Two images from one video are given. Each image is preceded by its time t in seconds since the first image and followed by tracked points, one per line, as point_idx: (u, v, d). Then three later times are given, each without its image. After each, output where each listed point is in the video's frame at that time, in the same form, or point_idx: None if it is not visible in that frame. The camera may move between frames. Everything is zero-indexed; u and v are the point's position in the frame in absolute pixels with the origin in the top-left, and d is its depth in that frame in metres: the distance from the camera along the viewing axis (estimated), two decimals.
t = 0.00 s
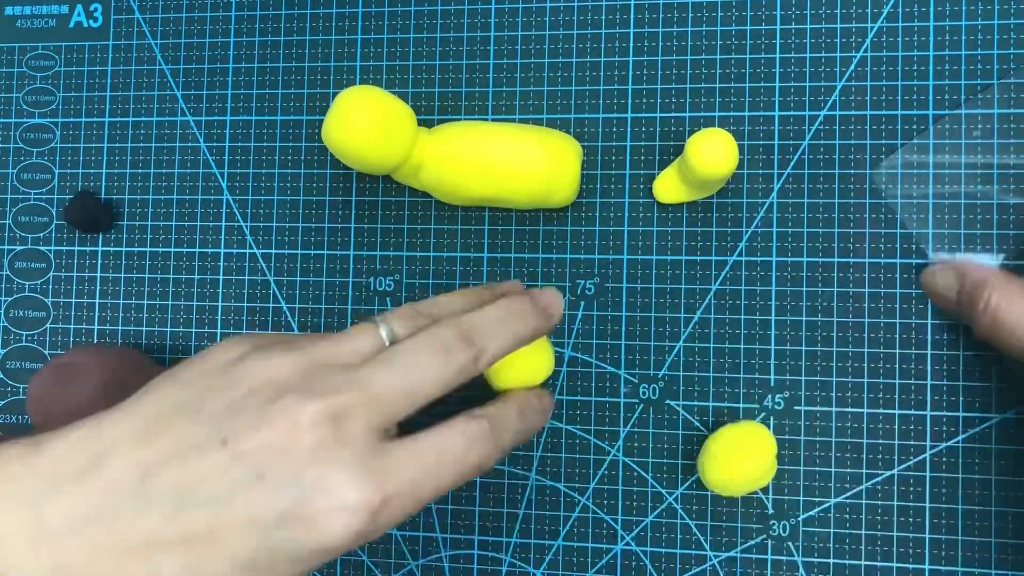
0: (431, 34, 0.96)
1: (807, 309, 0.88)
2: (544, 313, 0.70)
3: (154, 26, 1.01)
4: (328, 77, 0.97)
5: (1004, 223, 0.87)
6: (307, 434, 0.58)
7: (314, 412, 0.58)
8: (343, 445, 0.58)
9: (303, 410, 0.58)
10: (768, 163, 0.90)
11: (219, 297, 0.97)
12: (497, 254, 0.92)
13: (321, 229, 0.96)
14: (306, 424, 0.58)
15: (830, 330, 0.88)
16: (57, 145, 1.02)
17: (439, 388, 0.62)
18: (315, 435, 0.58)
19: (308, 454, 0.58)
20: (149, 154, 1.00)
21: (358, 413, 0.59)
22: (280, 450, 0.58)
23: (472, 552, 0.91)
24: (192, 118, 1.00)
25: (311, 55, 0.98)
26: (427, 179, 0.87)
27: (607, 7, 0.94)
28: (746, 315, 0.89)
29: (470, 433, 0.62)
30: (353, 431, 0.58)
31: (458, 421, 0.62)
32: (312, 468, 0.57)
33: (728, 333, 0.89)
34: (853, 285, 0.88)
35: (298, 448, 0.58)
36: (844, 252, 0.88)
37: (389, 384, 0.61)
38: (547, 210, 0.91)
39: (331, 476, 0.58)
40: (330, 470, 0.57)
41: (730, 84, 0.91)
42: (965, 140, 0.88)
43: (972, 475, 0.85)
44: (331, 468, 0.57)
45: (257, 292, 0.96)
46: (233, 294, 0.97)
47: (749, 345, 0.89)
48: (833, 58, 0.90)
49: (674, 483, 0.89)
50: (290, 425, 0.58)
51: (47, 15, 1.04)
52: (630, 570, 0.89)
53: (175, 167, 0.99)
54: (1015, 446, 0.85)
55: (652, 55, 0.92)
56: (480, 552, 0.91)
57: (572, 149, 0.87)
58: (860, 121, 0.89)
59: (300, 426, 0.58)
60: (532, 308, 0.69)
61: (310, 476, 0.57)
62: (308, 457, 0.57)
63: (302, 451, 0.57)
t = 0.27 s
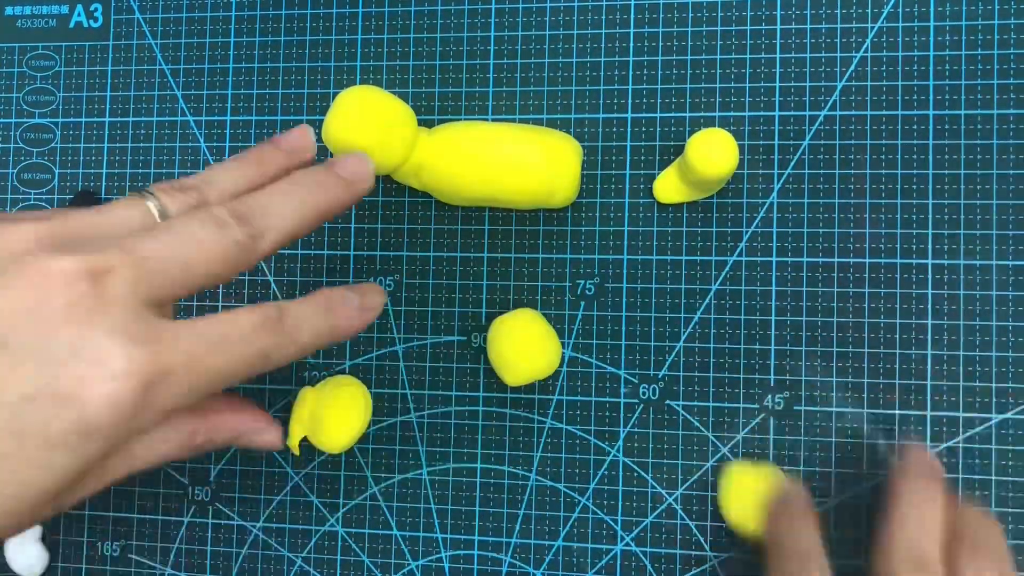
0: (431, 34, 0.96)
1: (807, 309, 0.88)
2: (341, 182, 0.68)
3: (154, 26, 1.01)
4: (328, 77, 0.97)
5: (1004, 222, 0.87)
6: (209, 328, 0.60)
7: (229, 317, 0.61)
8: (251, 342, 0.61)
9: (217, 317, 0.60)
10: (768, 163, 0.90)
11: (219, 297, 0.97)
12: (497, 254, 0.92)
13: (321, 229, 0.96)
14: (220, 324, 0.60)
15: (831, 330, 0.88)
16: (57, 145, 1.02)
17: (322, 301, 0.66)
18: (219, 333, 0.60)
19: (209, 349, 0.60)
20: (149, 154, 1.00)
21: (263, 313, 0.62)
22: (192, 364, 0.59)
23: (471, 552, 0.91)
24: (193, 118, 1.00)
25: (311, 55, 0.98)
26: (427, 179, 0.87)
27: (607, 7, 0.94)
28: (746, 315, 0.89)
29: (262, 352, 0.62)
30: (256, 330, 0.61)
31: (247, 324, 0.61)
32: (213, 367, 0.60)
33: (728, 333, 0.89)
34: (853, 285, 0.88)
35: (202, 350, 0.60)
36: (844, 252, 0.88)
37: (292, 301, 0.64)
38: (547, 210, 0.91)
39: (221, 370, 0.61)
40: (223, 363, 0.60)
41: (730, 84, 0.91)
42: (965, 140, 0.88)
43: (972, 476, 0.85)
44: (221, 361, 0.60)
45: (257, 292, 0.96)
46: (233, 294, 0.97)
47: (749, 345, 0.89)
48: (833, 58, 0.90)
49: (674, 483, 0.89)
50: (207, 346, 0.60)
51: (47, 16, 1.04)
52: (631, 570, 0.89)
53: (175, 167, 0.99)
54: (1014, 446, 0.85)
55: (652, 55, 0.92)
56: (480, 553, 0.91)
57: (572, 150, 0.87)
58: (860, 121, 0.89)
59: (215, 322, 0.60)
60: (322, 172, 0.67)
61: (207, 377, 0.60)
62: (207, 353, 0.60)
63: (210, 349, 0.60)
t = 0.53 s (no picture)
0: (431, 34, 0.96)
1: (807, 309, 0.88)
2: (151, 143, 0.68)
3: (154, 26, 1.01)
4: (328, 77, 0.97)
5: (1003, 223, 0.87)
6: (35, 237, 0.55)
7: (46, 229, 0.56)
8: (47, 250, 0.56)
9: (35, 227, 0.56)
10: (768, 163, 0.90)
11: (220, 296, 0.97)
12: (497, 254, 0.92)
13: (321, 229, 0.96)
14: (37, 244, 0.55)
15: (830, 330, 0.88)
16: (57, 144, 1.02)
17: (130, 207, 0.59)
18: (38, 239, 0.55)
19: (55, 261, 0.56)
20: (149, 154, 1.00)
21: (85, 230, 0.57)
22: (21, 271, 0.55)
23: (472, 552, 0.91)
24: (192, 118, 1.00)
25: (311, 55, 0.98)
26: (427, 178, 0.87)
27: (607, 7, 0.94)
28: (746, 315, 0.89)
29: (51, 261, 0.56)
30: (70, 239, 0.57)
31: (42, 251, 0.56)
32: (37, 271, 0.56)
33: (728, 332, 0.89)
34: (853, 285, 0.88)
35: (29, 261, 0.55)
36: (844, 252, 0.88)
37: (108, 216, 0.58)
38: (547, 210, 0.91)
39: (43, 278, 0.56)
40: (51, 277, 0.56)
41: (730, 84, 0.91)
42: (965, 140, 0.88)
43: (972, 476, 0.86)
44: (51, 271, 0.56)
45: (257, 292, 0.96)
46: (233, 294, 0.97)
47: (749, 345, 0.89)
48: (833, 58, 0.90)
49: (674, 484, 0.89)
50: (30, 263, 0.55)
51: (47, 16, 1.04)
52: (630, 570, 0.89)
53: (175, 167, 0.99)
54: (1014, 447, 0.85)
55: (652, 55, 0.92)
56: (480, 552, 0.91)
57: (572, 149, 0.87)
58: (860, 121, 0.89)
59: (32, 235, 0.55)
60: (131, 133, 0.67)
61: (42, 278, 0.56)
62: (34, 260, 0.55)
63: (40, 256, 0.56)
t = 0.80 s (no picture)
0: (431, 34, 0.96)
1: (807, 309, 0.88)
2: (124, 162, 0.70)
3: (154, 26, 1.01)
4: (328, 77, 0.97)
5: (1003, 223, 0.87)
6: None
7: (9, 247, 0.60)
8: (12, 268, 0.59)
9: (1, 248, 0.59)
10: (768, 163, 0.90)
11: (220, 296, 0.97)
12: (497, 254, 0.92)
13: (321, 229, 0.96)
14: None
15: (830, 330, 0.88)
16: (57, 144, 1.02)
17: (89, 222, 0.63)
18: None
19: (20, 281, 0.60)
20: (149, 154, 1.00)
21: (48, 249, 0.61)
22: None
23: (472, 552, 0.91)
24: (192, 118, 1.00)
25: (311, 55, 0.98)
26: (427, 179, 0.87)
27: (607, 7, 0.94)
28: (746, 315, 0.89)
29: (15, 280, 0.59)
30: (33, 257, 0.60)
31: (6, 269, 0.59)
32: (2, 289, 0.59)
33: (728, 332, 0.89)
34: (853, 285, 0.88)
35: None
36: (844, 252, 0.88)
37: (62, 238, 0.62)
38: (547, 210, 0.91)
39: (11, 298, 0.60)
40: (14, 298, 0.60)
41: (730, 84, 0.91)
42: (965, 140, 0.88)
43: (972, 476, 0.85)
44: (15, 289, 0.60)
45: (257, 292, 0.96)
46: (233, 294, 0.97)
47: (749, 345, 0.89)
48: (833, 58, 0.90)
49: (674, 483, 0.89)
50: None
51: (48, 16, 1.04)
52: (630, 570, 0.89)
53: (175, 167, 0.99)
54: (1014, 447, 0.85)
55: (652, 55, 0.92)
56: (480, 552, 0.91)
57: (572, 149, 0.87)
58: (859, 121, 0.89)
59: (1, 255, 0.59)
60: (104, 152, 0.69)
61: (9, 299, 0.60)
62: None
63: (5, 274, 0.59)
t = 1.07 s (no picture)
0: (431, 34, 0.96)
1: (807, 309, 0.88)
2: (125, 146, 0.70)
3: (154, 26, 1.01)
4: (328, 77, 0.97)
5: (1003, 222, 0.87)
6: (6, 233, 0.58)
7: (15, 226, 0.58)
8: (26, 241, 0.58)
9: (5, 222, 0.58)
10: (768, 163, 0.90)
11: (220, 296, 0.97)
12: (497, 254, 0.92)
13: (321, 228, 0.96)
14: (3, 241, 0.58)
15: (830, 329, 0.88)
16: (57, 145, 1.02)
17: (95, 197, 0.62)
18: None
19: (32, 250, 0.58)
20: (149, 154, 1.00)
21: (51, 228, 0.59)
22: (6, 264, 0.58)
23: (472, 552, 0.91)
24: (192, 118, 1.00)
25: (311, 55, 0.98)
26: (427, 178, 0.87)
27: (607, 7, 0.94)
28: (746, 314, 0.89)
29: (18, 256, 0.58)
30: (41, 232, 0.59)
31: (9, 247, 0.57)
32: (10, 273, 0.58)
33: (728, 332, 0.89)
34: (853, 284, 0.88)
35: None
36: (844, 252, 0.88)
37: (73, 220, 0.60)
38: (547, 210, 0.91)
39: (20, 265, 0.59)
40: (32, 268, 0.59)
41: (730, 83, 0.91)
42: (965, 140, 0.88)
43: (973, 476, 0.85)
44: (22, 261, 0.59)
45: (257, 291, 0.96)
46: (233, 294, 0.97)
47: (749, 344, 0.89)
48: (833, 58, 0.90)
49: (674, 483, 0.89)
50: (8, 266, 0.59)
51: (48, 16, 1.04)
52: (630, 570, 0.89)
53: (175, 167, 0.99)
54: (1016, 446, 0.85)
55: (652, 55, 0.92)
56: (480, 552, 0.91)
57: (572, 149, 0.87)
58: (860, 121, 0.89)
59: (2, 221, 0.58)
60: (105, 136, 0.69)
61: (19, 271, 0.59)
62: None
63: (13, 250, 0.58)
